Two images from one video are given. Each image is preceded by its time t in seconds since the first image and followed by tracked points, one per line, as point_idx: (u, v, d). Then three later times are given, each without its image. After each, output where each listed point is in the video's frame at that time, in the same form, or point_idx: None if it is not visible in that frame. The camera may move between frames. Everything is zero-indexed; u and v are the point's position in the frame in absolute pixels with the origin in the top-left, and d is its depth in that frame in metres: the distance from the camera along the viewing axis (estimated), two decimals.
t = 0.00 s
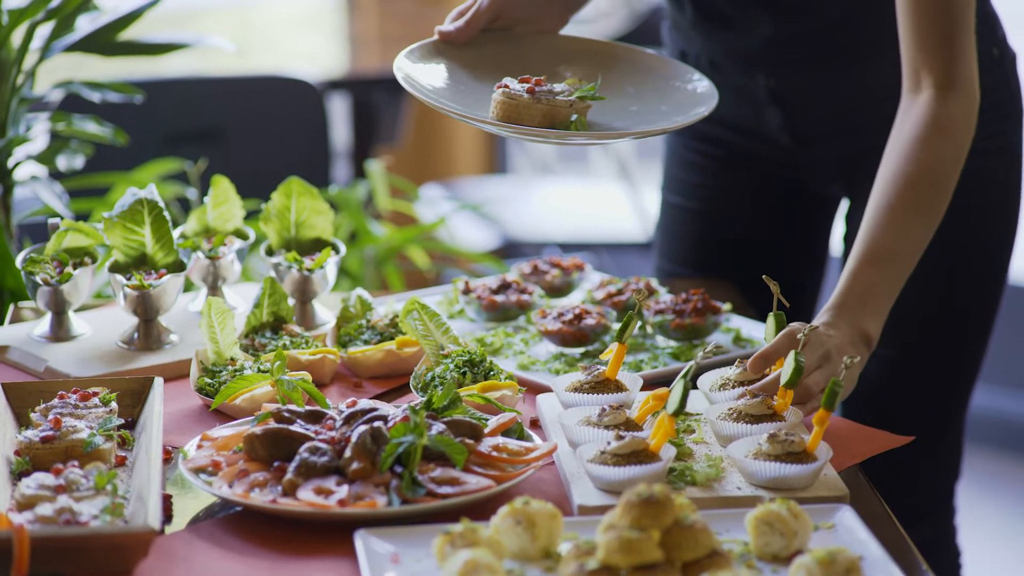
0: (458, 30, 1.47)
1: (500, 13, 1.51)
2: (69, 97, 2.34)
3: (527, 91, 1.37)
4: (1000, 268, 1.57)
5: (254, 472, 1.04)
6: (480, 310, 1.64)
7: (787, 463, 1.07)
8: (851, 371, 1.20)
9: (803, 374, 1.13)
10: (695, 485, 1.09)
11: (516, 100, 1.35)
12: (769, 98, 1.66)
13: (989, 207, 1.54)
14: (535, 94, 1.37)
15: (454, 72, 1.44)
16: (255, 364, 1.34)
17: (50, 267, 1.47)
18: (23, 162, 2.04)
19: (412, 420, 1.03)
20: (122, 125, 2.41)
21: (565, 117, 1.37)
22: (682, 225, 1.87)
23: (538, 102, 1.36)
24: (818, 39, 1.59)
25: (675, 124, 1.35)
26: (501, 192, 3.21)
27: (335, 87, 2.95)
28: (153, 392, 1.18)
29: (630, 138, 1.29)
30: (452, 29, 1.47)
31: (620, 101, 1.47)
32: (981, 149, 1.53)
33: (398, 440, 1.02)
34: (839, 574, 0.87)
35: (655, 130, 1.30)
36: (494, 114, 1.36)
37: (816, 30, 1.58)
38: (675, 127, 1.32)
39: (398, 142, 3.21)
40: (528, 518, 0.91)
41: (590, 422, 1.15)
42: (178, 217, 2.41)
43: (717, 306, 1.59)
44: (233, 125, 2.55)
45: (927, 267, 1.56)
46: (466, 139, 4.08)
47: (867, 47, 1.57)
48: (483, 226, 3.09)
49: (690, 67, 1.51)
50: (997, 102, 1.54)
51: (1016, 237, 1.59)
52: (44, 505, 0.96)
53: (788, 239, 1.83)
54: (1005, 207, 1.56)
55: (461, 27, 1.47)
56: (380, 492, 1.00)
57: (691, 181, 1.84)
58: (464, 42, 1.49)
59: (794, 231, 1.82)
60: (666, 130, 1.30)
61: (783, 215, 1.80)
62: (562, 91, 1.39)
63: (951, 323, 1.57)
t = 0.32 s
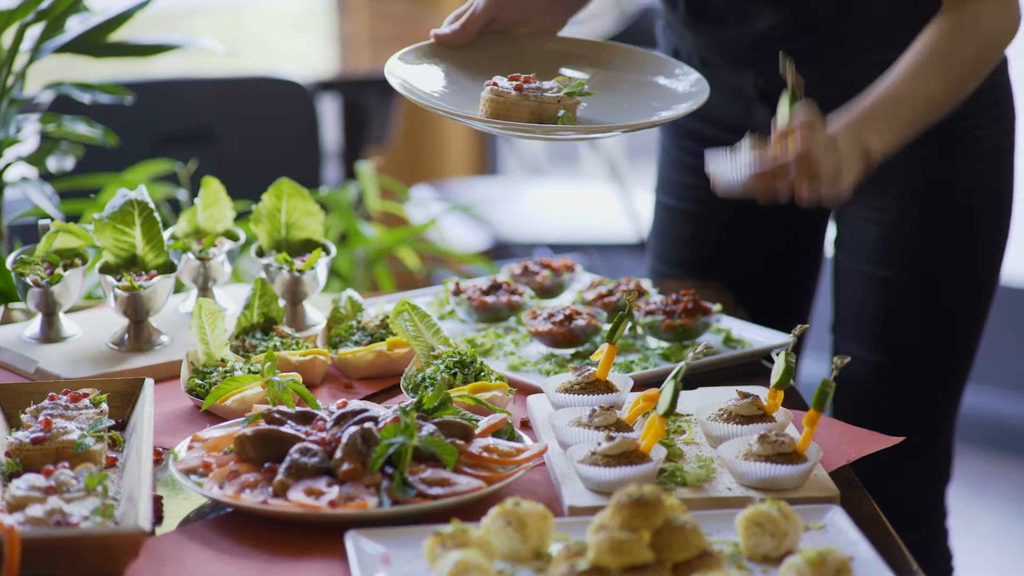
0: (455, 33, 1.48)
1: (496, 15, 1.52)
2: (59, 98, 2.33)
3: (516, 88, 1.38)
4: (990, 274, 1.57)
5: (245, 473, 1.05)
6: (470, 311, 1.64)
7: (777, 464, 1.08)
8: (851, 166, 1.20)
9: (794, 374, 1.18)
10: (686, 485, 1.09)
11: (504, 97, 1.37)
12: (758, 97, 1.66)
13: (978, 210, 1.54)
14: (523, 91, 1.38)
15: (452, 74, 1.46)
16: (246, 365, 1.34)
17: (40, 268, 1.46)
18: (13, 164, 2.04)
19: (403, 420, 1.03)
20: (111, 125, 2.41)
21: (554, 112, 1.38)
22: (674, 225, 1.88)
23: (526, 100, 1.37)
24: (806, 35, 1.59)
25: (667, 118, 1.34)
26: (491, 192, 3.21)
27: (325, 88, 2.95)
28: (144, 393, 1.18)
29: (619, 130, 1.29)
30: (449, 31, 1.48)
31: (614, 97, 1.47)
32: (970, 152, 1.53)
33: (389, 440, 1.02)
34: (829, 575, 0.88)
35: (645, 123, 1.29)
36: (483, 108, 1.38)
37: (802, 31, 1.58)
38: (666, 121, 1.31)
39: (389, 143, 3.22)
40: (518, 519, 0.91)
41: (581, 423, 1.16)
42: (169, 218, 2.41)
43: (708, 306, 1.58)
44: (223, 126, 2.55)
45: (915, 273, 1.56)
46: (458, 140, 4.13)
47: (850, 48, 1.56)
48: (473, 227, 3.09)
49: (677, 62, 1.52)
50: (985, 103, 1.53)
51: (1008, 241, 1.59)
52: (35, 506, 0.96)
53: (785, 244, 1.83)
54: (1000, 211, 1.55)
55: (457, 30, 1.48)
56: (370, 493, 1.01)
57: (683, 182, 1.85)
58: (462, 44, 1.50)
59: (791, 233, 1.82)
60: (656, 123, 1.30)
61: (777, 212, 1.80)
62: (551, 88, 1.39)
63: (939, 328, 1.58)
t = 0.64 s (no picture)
0: (465, 34, 1.51)
1: (506, 15, 1.54)
2: (51, 100, 2.33)
3: (517, 79, 1.40)
4: (974, 279, 1.58)
5: (238, 474, 1.05)
6: (463, 312, 1.64)
7: (769, 465, 1.08)
8: None
9: (785, 375, 1.18)
10: (678, 486, 1.10)
11: (505, 88, 1.39)
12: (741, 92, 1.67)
13: (962, 218, 1.55)
14: (524, 81, 1.40)
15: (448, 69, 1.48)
16: (239, 367, 1.34)
17: (33, 269, 1.46)
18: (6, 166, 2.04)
19: (396, 421, 1.03)
20: (103, 127, 2.40)
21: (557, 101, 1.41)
22: (666, 228, 1.88)
23: (527, 89, 1.39)
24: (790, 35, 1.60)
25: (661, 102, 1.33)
26: (484, 193, 3.22)
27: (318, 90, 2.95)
28: (136, 394, 1.18)
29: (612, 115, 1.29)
30: (461, 33, 1.50)
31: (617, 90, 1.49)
32: (956, 162, 1.54)
33: (381, 441, 1.03)
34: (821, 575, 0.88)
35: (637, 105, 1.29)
36: (486, 101, 1.41)
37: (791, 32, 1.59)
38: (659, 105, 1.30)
39: (381, 144, 3.23)
40: (511, 520, 0.91)
41: (573, 424, 1.16)
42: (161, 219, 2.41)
43: (700, 308, 1.59)
44: (215, 127, 2.55)
45: (897, 280, 1.57)
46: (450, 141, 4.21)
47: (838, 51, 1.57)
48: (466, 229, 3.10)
49: (670, 45, 1.51)
50: (968, 110, 1.54)
51: (994, 246, 1.59)
52: (27, 508, 0.96)
53: (776, 247, 1.84)
54: (984, 218, 1.56)
55: (467, 31, 1.51)
56: (363, 494, 1.01)
57: (675, 183, 1.85)
58: (473, 45, 1.52)
59: (780, 235, 1.83)
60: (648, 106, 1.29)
61: (767, 215, 1.81)
62: (554, 77, 1.41)
63: (922, 334, 1.59)
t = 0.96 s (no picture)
0: (486, 17, 1.62)
1: None
2: (45, 103, 2.33)
3: (531, 50, 1.53)
4: (957, 281, 1.58)
5: (232, 477, 1.05)
6: (457, 314, 1.64)
7: (763, 467, 1.08)
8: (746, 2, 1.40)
9: (778, 377, 1.18)
10: (672, 488, 1.10)
11: (517, 59, 1.52)
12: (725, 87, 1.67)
13: (945, 220, 1.55)
14: (538, 52, 1.53)
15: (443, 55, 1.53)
16: (233, 369, 1.34)
17: (27, 272, 1.45)
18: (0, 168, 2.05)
19: (390, 424, 1.03)
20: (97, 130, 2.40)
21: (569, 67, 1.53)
22: (657, 228, 1.89)
23: (540, 60, 1.52)
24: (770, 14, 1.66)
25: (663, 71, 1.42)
26: (477, 196, 3.23)
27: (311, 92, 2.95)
28: (131, 397, 1.19)
29: (608, 82, 1.38)
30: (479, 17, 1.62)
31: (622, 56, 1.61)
32: (939, 163, 1.54)
33: (375, 444, 1.02)
34: None
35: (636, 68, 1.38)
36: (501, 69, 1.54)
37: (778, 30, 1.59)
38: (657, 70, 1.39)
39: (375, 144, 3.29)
40: (505, 522, 0.91)
41: (567, 426, 1.16)
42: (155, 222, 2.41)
43: (694, 309, 1.58)
44: (209, 129, 2.55)
45: (879, 283, 1.57)
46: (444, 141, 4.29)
47: (826, 49, 1.57)
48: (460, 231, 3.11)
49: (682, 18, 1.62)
50: (950, 113, 1.54)
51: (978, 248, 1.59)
52: (22, 510, 0.96)
53: (766, 249, 1.84)
54: (967, 220, 1.56)
55: (488, 14, 1.62)
56: (357, 496, 1.01)
57: (667, 184, 1.86)
58: (493, 27, 1.64)
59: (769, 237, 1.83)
60: (646, 71, 1.38)
61: (754, 216, 1.81)
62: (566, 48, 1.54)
63: (904, 338, 1.59)
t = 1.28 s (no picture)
0: None
1: None
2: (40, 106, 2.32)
3: (525, 19, 1.54)
4: (946, 282, 1.59)
5: (228, 479, 1.05)
6: (452, 317, 1.64)
7: (759, 469, 1.08)
8: None
9: (773, 379, 1.19)
10: (667, 491, 1.10)
11: (514, 27, 1.53)
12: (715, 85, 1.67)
13: (934, 221, 1.56)
14: (532, 21, 1.55)
15: (437, 20, 1.54)
16: (228, 372, 1.33)
17: (23, 275, 1.45)
18: None
19: (385, 426, 1.03)
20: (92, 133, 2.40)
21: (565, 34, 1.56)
22: (654, 229, 1.89)
23: (535, 28, 1.54)
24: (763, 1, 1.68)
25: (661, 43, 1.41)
26: (473, 198, 3.23)
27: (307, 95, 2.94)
28: (126, 400, 1.19)
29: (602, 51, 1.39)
30: None
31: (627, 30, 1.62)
32: (927, 164, 1.55)
33: (371, 446, 1.02)
34: None
35: (633, 39, 1.38)
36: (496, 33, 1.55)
37: (768, 29, 1.60)
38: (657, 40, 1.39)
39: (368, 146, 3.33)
40: (500, 524, 0.90)
41: (562, 428, 1.16)
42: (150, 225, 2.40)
43: (688, 312, 1.58)
44: (204, 131, 2.55)
45: (868, 284, 1.58)
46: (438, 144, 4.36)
47: (814, 47, 1.58)
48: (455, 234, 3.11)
49: None
50: (940, 114, 1.54)
51: (968, 251, 1.59)
52: (18, 513, 0.96)
53: (760, 250, 1.85)
54: (957, 224, 1.56)
55: None
56: (353, 499, 1.01)
57: (664, 184, 1.86)
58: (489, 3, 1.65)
59: (761, 239, 1.84)
60: (644, 42, 1.38)
61: (749, 218, 1.82)
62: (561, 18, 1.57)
63: (893, 341, 1.60)
